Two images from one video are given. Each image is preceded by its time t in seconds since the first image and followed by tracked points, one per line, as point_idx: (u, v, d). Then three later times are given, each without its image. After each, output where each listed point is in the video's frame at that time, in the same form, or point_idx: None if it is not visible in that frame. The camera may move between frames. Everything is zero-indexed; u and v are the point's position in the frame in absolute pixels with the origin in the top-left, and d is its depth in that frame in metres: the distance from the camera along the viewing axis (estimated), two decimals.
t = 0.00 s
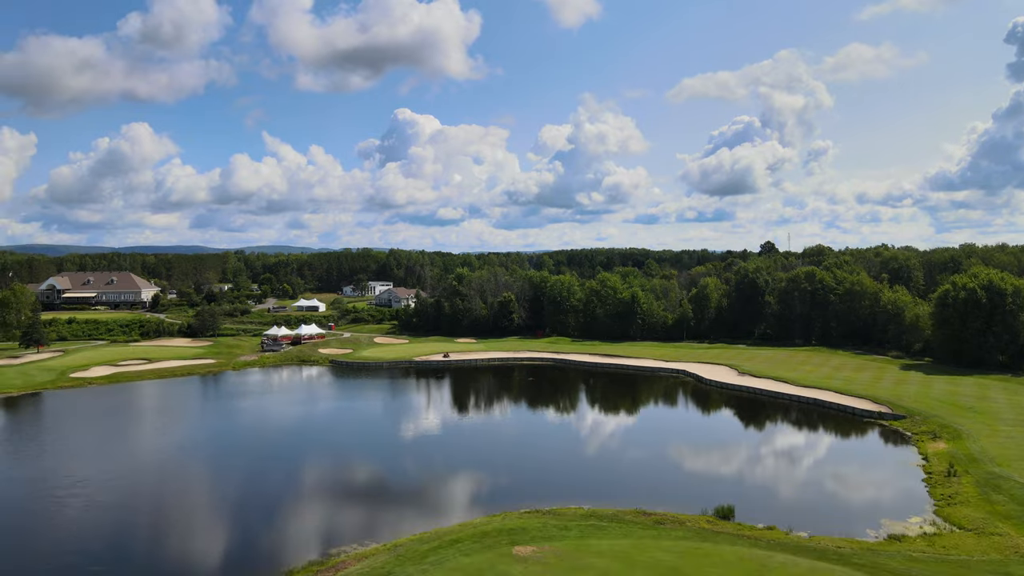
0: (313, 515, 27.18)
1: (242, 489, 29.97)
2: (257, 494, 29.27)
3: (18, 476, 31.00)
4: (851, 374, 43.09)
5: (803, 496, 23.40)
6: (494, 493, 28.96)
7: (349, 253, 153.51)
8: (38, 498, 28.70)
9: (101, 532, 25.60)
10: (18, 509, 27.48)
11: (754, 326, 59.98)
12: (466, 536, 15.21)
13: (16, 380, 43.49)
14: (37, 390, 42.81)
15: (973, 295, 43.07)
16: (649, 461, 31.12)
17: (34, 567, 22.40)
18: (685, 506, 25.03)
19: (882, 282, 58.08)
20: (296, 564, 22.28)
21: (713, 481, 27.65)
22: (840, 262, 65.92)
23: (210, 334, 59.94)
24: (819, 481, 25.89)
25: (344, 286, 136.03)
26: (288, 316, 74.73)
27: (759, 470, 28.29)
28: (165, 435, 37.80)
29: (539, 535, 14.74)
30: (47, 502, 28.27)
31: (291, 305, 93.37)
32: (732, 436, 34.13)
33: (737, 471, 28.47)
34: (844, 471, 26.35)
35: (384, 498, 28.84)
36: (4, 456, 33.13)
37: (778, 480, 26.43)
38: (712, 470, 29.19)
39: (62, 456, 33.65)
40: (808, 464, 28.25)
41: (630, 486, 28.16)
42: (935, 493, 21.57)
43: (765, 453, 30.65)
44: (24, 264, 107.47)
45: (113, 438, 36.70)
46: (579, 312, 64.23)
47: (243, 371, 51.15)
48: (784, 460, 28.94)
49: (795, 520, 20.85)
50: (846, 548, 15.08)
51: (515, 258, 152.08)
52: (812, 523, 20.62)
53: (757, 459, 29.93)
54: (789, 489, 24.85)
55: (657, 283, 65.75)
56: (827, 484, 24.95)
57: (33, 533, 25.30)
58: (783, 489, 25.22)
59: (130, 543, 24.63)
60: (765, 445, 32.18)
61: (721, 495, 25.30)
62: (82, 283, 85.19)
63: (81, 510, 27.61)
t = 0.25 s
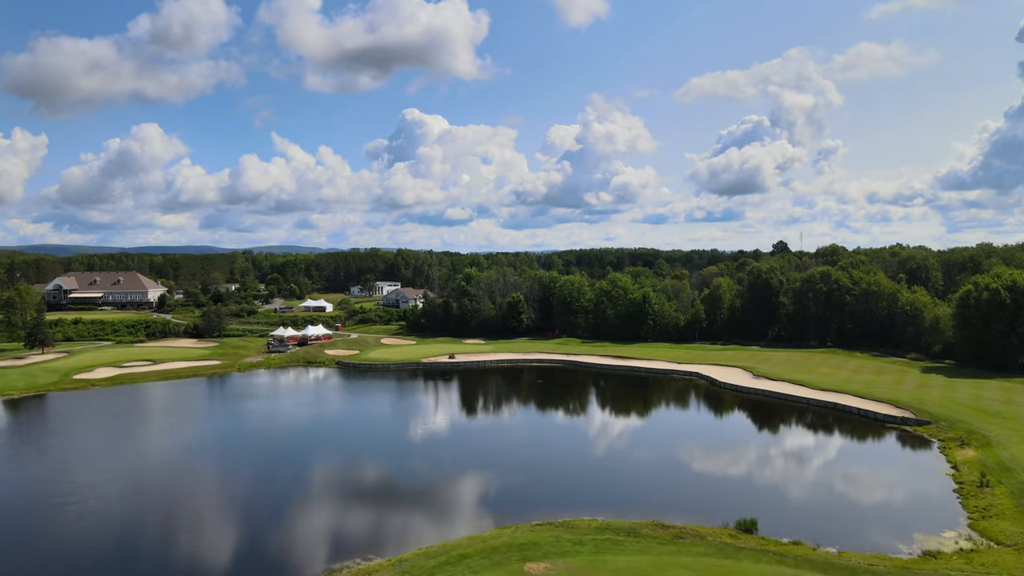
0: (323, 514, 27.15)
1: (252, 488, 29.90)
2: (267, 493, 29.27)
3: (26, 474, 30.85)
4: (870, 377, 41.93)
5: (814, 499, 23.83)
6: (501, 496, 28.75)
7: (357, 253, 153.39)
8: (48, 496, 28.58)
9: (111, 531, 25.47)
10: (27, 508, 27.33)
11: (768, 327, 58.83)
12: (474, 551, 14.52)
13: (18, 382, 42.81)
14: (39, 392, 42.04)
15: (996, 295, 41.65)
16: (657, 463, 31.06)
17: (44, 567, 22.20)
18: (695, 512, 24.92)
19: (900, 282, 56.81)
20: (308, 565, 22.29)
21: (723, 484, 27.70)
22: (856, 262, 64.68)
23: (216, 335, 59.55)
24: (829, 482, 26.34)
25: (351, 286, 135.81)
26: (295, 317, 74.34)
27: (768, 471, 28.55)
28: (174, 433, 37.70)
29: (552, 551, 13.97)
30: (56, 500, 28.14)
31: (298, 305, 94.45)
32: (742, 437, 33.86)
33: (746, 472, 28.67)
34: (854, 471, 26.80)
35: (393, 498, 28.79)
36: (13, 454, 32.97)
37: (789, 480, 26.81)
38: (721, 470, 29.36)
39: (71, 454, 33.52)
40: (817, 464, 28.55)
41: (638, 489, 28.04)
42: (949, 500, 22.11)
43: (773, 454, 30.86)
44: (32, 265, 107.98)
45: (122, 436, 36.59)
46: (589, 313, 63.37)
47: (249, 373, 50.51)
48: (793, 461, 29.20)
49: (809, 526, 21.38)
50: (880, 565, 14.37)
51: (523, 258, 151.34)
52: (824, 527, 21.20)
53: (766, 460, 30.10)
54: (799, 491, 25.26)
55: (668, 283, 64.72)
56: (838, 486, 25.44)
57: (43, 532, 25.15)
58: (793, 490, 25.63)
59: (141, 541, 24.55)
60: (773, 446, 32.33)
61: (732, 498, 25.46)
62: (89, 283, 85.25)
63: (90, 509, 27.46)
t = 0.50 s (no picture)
0: (333, 514, 27.24)
1: (262, 488, 29.95)
2: (278, 492, 29.37)
3: (35, 473, 30.85)
4: (891, 380, 40.70)
5: (826, 503, 24.63)
6: (510, 498, 28.56)
7: (365, 253, 153.34)
8: (58, 494, 28.60)
9: (123, 530, 25.48)
10: (37, 506, 27.32)
11: (783, 328, 57.55)
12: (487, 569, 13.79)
13: (22, 384, 42.35)
14: (43, 394, 41.54)
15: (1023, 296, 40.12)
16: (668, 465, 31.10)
17: (50, 566, 22.26)
18: (708, 517, 24.96)
19: (919, 283, 55.50)
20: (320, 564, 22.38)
21: (734, 487, 27.94)
22: (873, 262, 63.40)
23: (223, 335, 59.28)
24: (841, 483, 27.15)
25: (360, 286, 135.64)
26: (302, 317, 73.98)
27: (778, 471, 29.08)
28: (184, 432, 37.76)
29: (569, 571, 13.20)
30: (67, 499, 28.16)
31: (306, 305, 95.45)
32: (752, 441, 33.83)
33: (756, 473, 29.12)
34: (865, 474, 27.63)
35: (402, 496, 28.79)
36: (22, 453, 32.94)
37: (800, 482, 27.45)
38: (731, 471, 29.73)
39: (82, 452, 33.62)
40: (828, 466, 29.17)
41: (649, 492, 28.02)
42: (961, 505, 23.31)
43: (783, 454, 31.27)
44: (41, 266, 108.51)
45: (132, 434, 36.67)
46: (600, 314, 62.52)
47: (255, 374, 49.99)
48: (804, 462, 29.76)
49: (823, 529, 22.29)
50: None
51: (533, 257, 150.49)
52: (839, 529, 22.20)
53: (777, 460, 30.50)
54: (810, 493, 26.00)
55: (681, 283, 63.68)
56: (850, 488, 26.30)
57: (54, 530, 25.16)
58: (804, 492, 26.33)
59: (152, 541, 24.59)
60: (784, 446, 32.67)
61: (744, 501, 25.83)
62: (96, 283, 85.55)
63: (101, 508, 27.45)
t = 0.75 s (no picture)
0: (343, 514, 27.15)
1: (273, 487, 29.98)
2: (290, 490, 29.50)
3: (46, 471, 30.86)
4: (913, 383, 39.51)
5: (839, 506, 25.31)
6: (518, 499, 28.27)
7: (374, 253, 153.16)
8: (69, 492, 28.65)
9: (133, 529, 25.41)
10: (48, 505, 27.36)
11: (799, 329, 56.23)
12: None
13: (26, 387, 41.95)
14: (47, 396, 41.16)
15: None
16: (679, 467, 31.10)
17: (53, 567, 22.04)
18: (720, 521, 25.02)
19: (940, 283, 54.15)
20: (331, 564, 22.44)
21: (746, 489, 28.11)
22: (892, 261, 61.98)
23: (230, 336, 59.03)
24: (852, 484, 27.87)
25: (368, 286, 135.38)
26: (310, 318, 73.59)
27: (789, 472, 29.59)
28: (194, 430, 37.84)
29: None
30: (77, 498, 28.09)
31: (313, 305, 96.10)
32: (763, 444, 33.74)
33: (767, 474, 29.57)
34: (876, 475, 28.33)
35: (412, 496, 28.77)
36: (31, 452, 32.91)
37: (812, 484, 28.03)
38: (742, 472, 30.06)
39: (92, 451, 33.59)
40: (839, 467, 29.75)
41: (660, 494, 27.90)
42: (972, 509, 24.37)
43: (794, 455, 31.63)
44: (50, 267, 109.05)
45: (143, 433, 36.79)
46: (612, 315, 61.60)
47: (261, 376, 49.48)
48: (816, 464, 30.28)
49: (837, 532, 23.06)
50: None
51: (542, 257, 149.57)
52: (852, 530, 23.09)
53: (787, 462, 30.92)
54: (821, 494, 26.65)
55: (694, 284, 62.55)
56: (861, 489, 27.04)
57: (68, 528, 25.24)
58: (815, 493, 26.93)
59: (164, 539, 24.64)
60: (794, 447, 32.96)
61: (755, 504, 26.13)
62: (104, 283, 85.75)
63: (111, 507, 27.40)
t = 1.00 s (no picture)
0: (353, 513, 26.98)
1: (282, 486, 29.94)
2: (302, 489, 29.53)
3: (58, 470, 30.89)
4: (936, 387, 38.30)
5: (851, 509, 25.51)
6: (528, 500, 28.01)
7: (383, 253, 152.92)
8: (81, 491, 28.58)
9: (144, 528, 25.32)
10: (60, 503, 27.38)
11: (815, 331, 55.03)
12: None
13: (30, 388, 41.46)
14: (50, 398, 40.65)
15: None
16: (689, 469, 30.99)
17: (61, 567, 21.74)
18: (734, 524, 24.79)
19: (962, 283, 52.58)
20: (343, 562, 22.36)
21: (757, 491, 28.03)
22: (912, 261, 60.44)
23: (237, 337, 58.79)
24: (863, 486, 28.04)
25: (377, 286, 135.07)
26: (318, 318, 73.24)
27: (799, 473, 29.66)
28: (204, 430, 37.91)
29: None
30: (89, 497, 28.02)
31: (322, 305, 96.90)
32: (774, 446, 33.50)
33: (778, 475, 29.66)
34: (888, 477, 28.47)
35: (423, 496, 28.68)
36: (41, 451, 32.89)
37: (822, 484, 28.18)
38: (754, 473, 30.02)
39: (102, 451, 33.49)
40: (850, 469, 29.85)
41: (672, 497, 27.65)
42: (984, 512, 24.56)
43: (805, 457, 31.64)
44: (59, 267, 109.59)
45: (154, 432, 36.91)
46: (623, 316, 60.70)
47: (267, 377, 49.03)
48: (827, 465, 30.41)
49: (849, 534, 23.27)
50: None
51: (552, 257, 148.46)
52: (862, 533, 23.41)
53: (798, 463, 30.99)
54: (832, 496, 26.87)
55: (707, 284, 61.41)
56: (872, 491, 27.25)
57: (81, 526, 25.26)
58: (826, 495, 27.08)
59: (176, 536, 24.65)
60: (804, 448, 32.93)
61: (767, 506, 26.13)
62: (112, 283, 85.98)
63: (123, 506, 27.30)
